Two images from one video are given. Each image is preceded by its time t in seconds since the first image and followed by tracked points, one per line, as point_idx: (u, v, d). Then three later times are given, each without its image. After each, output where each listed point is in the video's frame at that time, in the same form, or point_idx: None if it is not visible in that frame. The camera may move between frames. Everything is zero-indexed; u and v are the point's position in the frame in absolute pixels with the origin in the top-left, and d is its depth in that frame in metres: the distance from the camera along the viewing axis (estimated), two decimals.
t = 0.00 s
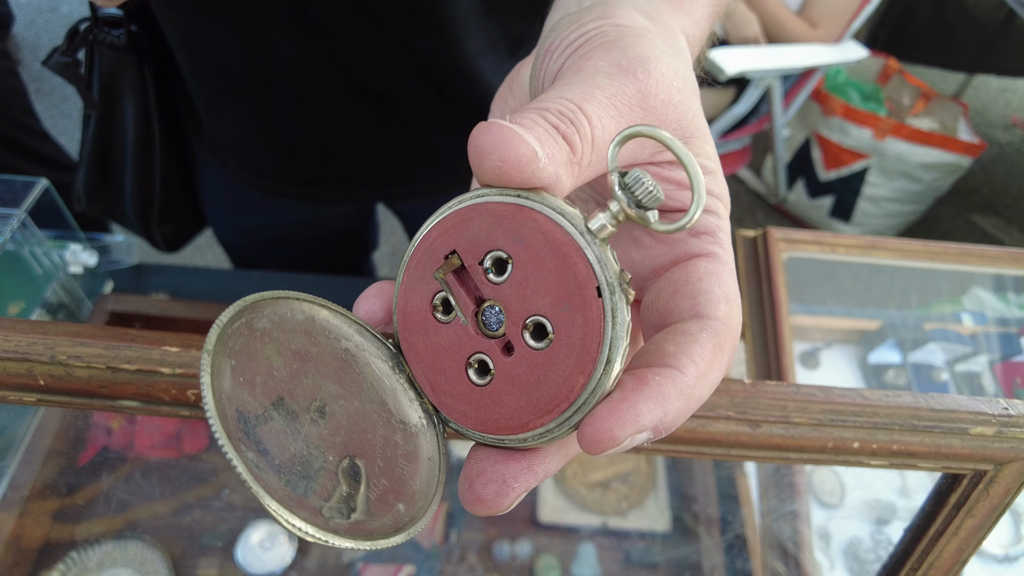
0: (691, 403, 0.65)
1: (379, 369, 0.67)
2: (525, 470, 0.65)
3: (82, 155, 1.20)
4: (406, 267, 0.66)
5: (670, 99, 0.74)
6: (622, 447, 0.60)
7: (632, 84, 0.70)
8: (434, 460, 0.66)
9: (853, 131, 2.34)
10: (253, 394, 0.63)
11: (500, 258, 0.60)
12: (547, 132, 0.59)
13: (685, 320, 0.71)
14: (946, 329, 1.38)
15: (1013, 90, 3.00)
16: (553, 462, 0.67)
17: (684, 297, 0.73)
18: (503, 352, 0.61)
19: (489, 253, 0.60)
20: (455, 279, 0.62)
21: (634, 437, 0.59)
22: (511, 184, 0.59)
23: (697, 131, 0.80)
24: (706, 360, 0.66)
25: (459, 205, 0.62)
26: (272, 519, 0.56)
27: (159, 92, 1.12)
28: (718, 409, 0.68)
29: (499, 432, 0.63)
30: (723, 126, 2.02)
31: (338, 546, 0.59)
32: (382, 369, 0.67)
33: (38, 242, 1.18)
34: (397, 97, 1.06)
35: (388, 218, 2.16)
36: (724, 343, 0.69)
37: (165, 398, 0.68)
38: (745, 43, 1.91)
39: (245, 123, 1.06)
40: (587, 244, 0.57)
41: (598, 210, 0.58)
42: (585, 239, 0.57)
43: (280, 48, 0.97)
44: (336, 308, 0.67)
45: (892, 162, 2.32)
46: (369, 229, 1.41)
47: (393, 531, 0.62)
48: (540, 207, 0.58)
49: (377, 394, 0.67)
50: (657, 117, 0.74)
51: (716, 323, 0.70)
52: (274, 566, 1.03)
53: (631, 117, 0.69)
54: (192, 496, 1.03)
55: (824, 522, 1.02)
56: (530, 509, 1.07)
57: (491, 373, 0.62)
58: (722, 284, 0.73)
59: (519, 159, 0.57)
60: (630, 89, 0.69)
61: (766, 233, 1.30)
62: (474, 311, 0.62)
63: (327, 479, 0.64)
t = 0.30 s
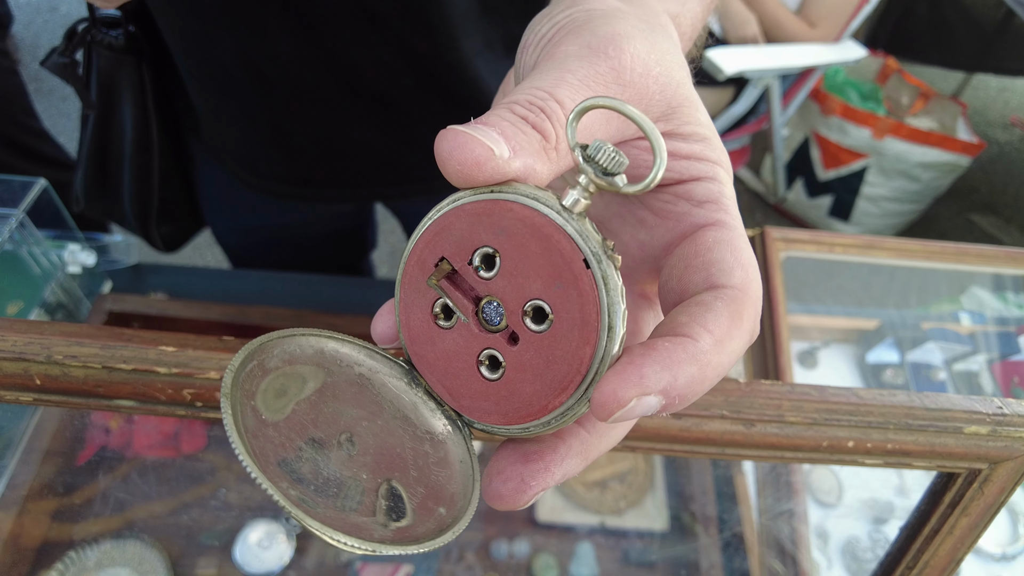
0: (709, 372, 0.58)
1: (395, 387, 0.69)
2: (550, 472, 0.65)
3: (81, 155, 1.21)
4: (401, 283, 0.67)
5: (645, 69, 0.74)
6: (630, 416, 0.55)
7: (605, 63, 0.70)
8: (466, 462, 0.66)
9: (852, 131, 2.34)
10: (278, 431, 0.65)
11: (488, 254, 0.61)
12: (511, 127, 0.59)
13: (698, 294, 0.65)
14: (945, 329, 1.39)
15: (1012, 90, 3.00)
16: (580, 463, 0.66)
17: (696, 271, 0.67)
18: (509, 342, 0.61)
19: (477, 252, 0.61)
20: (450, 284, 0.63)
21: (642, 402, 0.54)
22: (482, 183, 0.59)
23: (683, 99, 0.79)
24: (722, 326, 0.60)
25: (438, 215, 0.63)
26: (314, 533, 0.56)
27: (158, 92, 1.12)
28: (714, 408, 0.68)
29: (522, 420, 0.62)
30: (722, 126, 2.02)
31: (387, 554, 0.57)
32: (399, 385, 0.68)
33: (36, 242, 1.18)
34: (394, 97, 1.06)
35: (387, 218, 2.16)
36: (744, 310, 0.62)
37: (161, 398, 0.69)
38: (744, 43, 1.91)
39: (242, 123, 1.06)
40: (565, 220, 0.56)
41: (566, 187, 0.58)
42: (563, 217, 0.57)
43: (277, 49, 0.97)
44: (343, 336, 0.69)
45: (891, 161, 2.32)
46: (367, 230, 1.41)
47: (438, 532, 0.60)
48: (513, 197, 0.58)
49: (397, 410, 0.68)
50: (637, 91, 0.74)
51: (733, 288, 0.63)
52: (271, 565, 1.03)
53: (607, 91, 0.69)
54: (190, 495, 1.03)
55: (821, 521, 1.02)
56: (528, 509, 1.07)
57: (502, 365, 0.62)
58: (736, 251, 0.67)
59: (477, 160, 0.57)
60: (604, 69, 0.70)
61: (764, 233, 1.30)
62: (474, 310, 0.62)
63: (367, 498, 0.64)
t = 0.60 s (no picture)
0: (727, 336, 0.57)
1: (421, 398, 0.70)
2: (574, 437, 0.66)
3: (80, 153, 1.21)
4: (409, 296, 0.68)
5: (622, 44, 0.75)
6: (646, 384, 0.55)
7: (579, 47, 0.72)
8: (501, 455, 0.65)
9: (851, 129, 2.34)
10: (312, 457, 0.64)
11: (485, 250, 0.61)
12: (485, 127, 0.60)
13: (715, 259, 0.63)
14: (945, 326, 1.38)
15: (1012, 89, 3.00)
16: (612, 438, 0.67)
17: (710, 238, 0.66)
18: (521, 330, 0.61)
19: (474, 250, 0.61)
20: (453, 287, 0.64)
21: (654, 368, 0.54)
22: (463, 183, 0.60)
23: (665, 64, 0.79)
24: (740, 287, 0.58)
25: (428, 222, 0.64)
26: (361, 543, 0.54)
27: (156, 89, 1.12)
28: (714, 402, 0.68)
29: (548, 404, 0.63)
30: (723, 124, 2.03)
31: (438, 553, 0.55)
32: (423, 396, 0.69)
33: (35, 240, 1.18)
34: (394, 94, 1.06)
35: (386, 216, 2.16)
36: (762, 270, 0.60)
37: (159, 392, 0.68)
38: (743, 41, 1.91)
39: (243, 119, 1.06)
40: (551, 200, 0.57)
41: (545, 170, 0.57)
42: (549, 198, 0.57)
43: (276, 44, 0.97)
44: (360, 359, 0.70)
45: (891, 159, 2.32)
46: (367, 228, 1.41)
47: (485, 524, 0.58)
48: (496, 188, 0.59)
49: (426, 420, 0.69)
50: (615, 67, 0.75)
51: (748, 249, 0.62)
52: (272, 563, 1.03)
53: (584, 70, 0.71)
54: (190, 492, 1.03)
55: (821, 519, 1.03)
56: (529, 507, 1.07)
57: (518, 355, 0.63)
58: (748, 213, 0.65)
59: (449, 163, 0.58)
60: (579, 52, 0.72)
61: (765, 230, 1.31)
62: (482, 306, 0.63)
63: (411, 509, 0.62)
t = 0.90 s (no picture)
0: (723, 308, 0.57)
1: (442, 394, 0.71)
2: (588, 412, 0.65)
3: (79, 152, 1.21)
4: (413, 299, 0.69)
5: (587, 27, 0.75)
6: (650, 372, 0.55)
7: (546, 39, 0.72)
8: (518, 443, 0.66)
9: (851, 128, 2.35)
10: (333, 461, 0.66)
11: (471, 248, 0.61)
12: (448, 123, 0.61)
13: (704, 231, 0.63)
14: (945, 324, 1.37)
15: (1012, 87, 3.00)
16: (632, 411, 0.65)
17: (700, 207, 0.66)
18: (513, 321, 0.61)
19: (460, 249, 0.61)
20: (447, 286, 0.64)
21: (652, 356, 0.54)
22: (434, 188, 0.60)
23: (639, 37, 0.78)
24: (726, 257, 0.58)
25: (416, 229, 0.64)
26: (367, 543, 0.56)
27: (155, 88, 1.12)
28: (713, 398, 0.68)
29: (553, 388, 0.62)
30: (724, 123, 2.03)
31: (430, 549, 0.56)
32: (444, 391, 0.71)
33: (35, 238, 1.19)
34: (393, 92, 1.06)
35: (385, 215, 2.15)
36: (752, 234, 0.59)
37: (160, 387, 0.69)
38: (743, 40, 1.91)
39: (242, 118, 1.05)
40: (514, 189, 0.56)
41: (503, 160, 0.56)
42: (513, 186, 0.56)
43: (275, 42, 0.97)
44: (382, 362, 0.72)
45: (892, 158, 2.32)
46: (366, 225, 1.41)
47: (492, 514, 0.59)
48: (465, 187, 0.59)
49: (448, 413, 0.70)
50: (587, 51, 0.75)
51: (733, 217, 0.61)
52: (272, 561, 1.03)
53: (553, 54, 0.71)
54: (190, 490, 1.03)
55: (820, 516, 1.03)
56: (529, 504, 1.07)
57: (517, 344, 0.63)
58: (737, 175, 0.65)
59: (414, 173, 0.58)
60: (546, 44, 0.71)
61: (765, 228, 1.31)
62: (478, 299, 0.63)
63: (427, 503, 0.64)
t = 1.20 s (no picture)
0: (678, 277, 0.53)
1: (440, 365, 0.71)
2: (542, 379, 0.61)
3: (80, 152, 1.21)
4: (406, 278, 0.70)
5: None
6: (593, 340, 0.54)
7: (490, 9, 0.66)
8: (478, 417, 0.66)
9: (851, 128, 2.36)
10: (320, 421, 0.68)
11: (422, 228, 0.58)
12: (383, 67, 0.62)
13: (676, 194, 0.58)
14: (945, 324, 1.38)
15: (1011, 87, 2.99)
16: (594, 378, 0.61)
17: (673, 169, 0.60)
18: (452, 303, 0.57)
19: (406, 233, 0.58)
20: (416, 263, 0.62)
21: (592, 322, 0.53)
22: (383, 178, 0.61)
23: None
24: (688, 221, 0.53)
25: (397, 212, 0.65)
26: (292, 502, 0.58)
27: (157, 88, 1.13)
28: (712, 395, 0.66)
29: (492, 368, 0.56)
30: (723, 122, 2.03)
31: (340, 513, 0.57)
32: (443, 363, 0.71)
33: (36, 238, 1.18)
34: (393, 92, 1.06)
35: (384, 215, 2.15)
36: (722, 196, 0.54)
37: (162, 386, 0.68)
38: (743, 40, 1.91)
39: (241, 118, 1.06)
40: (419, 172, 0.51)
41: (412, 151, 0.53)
42: (419, 169, 0.51)
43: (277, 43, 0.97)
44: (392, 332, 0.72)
45: (890, 157, 2.33)
46: (366, 225, 1.41)
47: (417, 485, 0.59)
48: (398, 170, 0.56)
49: (441, 384, 0.70)
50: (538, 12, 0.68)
51: (701, 178, 0.56)
52: (272, 560, 1.03)
53: (499, 19, 0.65)
54: (191, 488, 1.04)
55: (822, 515, 1.04)
56: (529, 500, 1.09)
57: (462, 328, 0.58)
58: (712, 129, 0.58)
59: (357, 169, 0.59)
60: (489, 14, 0.66)
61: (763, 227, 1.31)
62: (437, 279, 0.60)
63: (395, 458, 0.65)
